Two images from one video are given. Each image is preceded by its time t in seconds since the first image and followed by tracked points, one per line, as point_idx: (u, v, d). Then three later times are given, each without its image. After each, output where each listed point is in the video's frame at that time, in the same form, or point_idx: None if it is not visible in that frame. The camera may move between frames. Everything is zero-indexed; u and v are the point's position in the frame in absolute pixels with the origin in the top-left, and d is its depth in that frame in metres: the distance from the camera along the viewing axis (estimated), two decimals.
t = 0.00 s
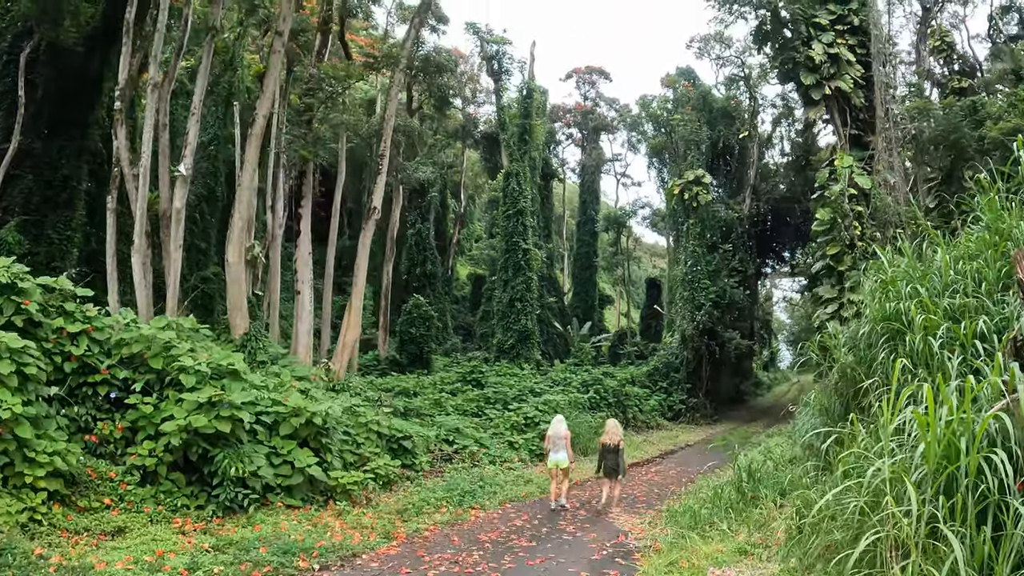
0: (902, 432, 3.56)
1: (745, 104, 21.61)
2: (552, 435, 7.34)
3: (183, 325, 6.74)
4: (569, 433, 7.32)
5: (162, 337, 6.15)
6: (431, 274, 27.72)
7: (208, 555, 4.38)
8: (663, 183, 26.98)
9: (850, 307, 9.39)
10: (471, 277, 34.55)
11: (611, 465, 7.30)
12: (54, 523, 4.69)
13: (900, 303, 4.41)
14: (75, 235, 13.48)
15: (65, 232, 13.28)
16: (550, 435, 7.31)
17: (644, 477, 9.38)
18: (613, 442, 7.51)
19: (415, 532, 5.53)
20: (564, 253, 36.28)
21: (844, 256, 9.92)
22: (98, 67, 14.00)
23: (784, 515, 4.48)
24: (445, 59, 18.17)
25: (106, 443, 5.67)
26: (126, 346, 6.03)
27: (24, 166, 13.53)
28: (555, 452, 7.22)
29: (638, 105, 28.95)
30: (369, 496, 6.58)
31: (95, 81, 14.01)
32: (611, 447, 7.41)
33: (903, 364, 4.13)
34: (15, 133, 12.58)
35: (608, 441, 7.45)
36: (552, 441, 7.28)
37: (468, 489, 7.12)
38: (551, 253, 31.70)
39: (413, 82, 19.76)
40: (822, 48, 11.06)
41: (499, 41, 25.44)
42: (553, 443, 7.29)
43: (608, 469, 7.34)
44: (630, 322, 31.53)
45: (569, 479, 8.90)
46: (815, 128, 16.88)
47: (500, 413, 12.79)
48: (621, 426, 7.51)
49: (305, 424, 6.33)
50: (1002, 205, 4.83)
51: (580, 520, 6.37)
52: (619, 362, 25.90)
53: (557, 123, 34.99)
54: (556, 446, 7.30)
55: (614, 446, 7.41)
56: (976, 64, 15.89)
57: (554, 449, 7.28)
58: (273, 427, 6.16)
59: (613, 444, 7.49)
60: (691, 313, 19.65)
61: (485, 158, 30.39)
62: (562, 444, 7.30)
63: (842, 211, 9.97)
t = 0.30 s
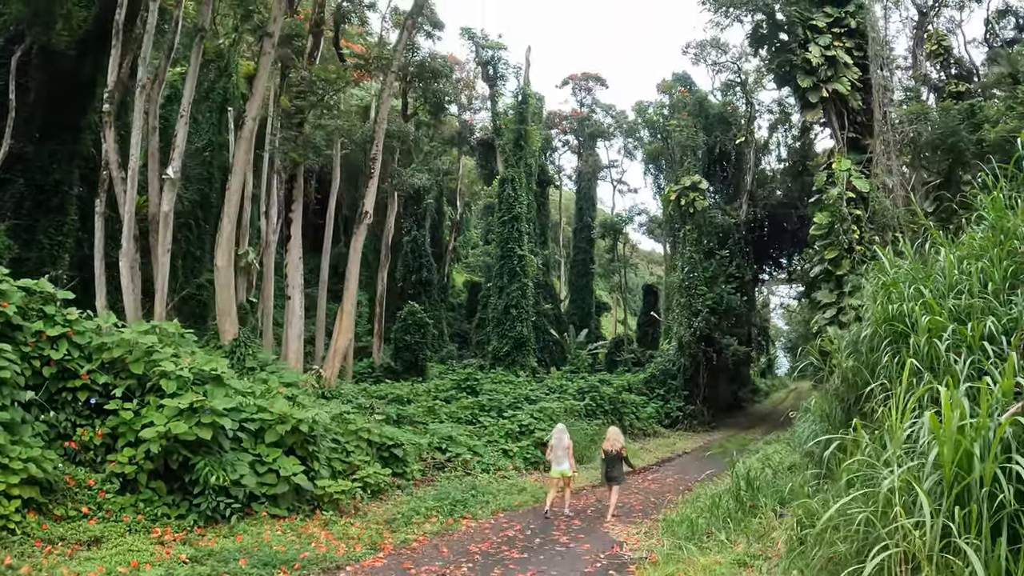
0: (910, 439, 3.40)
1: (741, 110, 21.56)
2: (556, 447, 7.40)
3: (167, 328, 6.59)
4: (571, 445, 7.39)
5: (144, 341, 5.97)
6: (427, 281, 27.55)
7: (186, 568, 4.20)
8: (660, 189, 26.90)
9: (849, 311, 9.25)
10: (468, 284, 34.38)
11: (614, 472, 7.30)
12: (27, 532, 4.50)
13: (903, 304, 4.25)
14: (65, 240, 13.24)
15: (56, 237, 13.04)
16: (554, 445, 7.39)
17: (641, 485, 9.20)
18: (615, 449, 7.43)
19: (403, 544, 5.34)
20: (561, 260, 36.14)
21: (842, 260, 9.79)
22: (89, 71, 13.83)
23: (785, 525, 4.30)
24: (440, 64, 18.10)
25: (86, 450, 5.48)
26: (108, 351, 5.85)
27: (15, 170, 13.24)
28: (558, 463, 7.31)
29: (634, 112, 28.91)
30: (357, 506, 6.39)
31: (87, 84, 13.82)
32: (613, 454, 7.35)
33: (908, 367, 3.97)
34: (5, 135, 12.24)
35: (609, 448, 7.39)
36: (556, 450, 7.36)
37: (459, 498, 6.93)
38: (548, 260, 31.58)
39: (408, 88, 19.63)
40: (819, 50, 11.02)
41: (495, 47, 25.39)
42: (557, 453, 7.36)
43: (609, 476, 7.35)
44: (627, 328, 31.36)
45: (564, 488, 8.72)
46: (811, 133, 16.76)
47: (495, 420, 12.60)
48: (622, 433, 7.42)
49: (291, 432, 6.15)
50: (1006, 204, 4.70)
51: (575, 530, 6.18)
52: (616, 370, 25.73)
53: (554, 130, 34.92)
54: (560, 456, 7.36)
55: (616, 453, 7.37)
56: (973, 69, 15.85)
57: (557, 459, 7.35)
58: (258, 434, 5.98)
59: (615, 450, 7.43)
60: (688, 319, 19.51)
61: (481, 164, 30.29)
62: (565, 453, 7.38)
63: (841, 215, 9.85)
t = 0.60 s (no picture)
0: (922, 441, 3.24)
1: (738, 111, 21.44)
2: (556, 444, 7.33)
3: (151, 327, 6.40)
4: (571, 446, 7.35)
5: (125, 340, 5.78)
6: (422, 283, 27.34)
7: None
8: (656, 191, 26.78)
9: (849, 312, 9.11)
10: (463, 286, 34.17)
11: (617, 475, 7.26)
12: None
13: (912, 301, 4.08)
14: (55, 240, 12.88)
15: (45, 237, 12.69)
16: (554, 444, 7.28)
17: (639, 489, 9.00)
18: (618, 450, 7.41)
19: (392, 551, 5.15)
20: (556, 262, 35.97)
21: (842, 261, 9.64)
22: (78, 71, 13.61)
23: (790, 532, 4.11)
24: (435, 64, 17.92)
25: (64, 452, 5.29)
26: (88, 350, 5.65)
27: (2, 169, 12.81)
28: (558, 462, 7.21)
29: (630, 113, 28.80)
30: (346, 511, 6.20)
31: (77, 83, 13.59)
32: (616, 456, 7.29)
33: (917, 366, 3.81)
34: None
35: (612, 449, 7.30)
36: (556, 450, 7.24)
37: (452, 503, 6.74)
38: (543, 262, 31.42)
39: (402, 88, 19.46)
40: (817, 48, 10.93)
41: (491, 47, 25.24)
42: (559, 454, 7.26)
43: (614, 479, 7.27)
44: (623, 331, 31.22)
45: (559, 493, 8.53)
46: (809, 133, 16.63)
47: (489, 423, 12.39)
48: (627, 433, 7.36)
49: (278, 435, 5.96)
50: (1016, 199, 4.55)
51: (572, 537, 6.00)
52: (613, 372, 25.55)
53: (550, 131, 34.78)
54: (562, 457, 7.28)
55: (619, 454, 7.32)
56: (971, 69, 15.77)
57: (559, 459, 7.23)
58: (243, 436, 5.79)
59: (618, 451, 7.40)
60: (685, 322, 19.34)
61: (477, 165, 30.11)
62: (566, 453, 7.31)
63: (841, 215, 9.70)
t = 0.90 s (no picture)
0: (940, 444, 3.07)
1: (733, 112, 21.35)
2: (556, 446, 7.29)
3: (134, 325, 6.19)
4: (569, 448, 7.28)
5: (104, 338, 5.58)
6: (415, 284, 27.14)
7: None
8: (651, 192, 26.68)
9: (849, 313, 8.94)
10: (456, 287, 33.97)
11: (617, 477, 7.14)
12: None
13: (922, 297, 3.92)
14: (44, 239, 12.48)
15: (33, 236, 12.33)
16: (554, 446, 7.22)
17: (634, 492, 8.83)
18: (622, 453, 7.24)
19: (380, 558, 4.95)
20: (550, 264, 35.82)
21: (840, 260, 9.44)
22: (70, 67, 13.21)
23: (795, 538, 3.93)
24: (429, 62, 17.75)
25: (39, 453, 5.08)
26: (67, 348, 5.44)
27: None
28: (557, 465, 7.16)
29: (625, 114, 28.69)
30: (333, 515, 6.01)
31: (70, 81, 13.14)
32: (619, 459, 7.15)
33: (928, 364, 3.65)
34: None
35: (616, 453, 7.16)
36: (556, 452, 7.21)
37: (443, 507, 6.55)
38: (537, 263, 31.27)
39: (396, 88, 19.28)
40: (815, 45, 10.81)
41: (486, 47, 25.08)
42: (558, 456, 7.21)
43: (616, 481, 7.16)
44: (617, 333, 31.11)
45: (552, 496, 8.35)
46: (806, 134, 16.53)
47: (482, 425, 12.20)
48: (632, 438, 7.18)
49: (263, 435, 5.76)
50: None
51: (567, 543, 5.79)
52: (607, 374, 25.40)
53: (544, 132, 34.63)
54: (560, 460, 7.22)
55: (622, 458, 7.18)
56: (967, 71, 15.76)
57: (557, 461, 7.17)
58: (227, 436, 5.60)
59: (621, 454, 7.23)
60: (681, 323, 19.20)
61: (471, 166, 29.92)
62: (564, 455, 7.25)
63: (841, 214, 9.46)
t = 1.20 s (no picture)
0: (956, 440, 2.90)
1: (724, 113, 21.27)
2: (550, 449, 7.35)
3: (109, 320, 5.94)
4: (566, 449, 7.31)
5: (76, 331, 5.33)
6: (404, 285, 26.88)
7: None
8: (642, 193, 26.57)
9: (843, 312, 8.81)
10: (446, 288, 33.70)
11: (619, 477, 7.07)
12: None
13: (927, 290, 3.75)
14: (26, 236, 12.17)
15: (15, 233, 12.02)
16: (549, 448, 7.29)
17: (625, 494, 8.65)
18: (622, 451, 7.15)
19: (362, 562, 4.75)
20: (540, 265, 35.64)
21: (834, 259, 9.29)
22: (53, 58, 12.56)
23: (797, 541, 3.75)
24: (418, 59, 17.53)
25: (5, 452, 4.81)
26: (36, 342, 5.19)
27: None
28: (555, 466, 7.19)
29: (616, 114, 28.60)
30: (314, 518, 5.80)
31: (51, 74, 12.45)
32: (619, 458, 7.06)
33: (935, 359, 3.49)
34: None
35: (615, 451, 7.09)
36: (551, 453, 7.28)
37: (429, 510, 6.36)
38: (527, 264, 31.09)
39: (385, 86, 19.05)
40: (809, 41, 10.69)
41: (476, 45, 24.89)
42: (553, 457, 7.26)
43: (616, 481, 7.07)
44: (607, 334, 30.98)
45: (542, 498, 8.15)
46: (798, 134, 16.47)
47: (470, 426, 11.99)
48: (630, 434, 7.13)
49: (241, 435, 5.54)
50: None
51: (558, 547, 5.60)
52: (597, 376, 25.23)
53: (534, 133, 34.47)
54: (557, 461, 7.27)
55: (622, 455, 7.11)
56: (959, 72, 15.75)
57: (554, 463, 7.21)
58: (203, 436, 5.36)
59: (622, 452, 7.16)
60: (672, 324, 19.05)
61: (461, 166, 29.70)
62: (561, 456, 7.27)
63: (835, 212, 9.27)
